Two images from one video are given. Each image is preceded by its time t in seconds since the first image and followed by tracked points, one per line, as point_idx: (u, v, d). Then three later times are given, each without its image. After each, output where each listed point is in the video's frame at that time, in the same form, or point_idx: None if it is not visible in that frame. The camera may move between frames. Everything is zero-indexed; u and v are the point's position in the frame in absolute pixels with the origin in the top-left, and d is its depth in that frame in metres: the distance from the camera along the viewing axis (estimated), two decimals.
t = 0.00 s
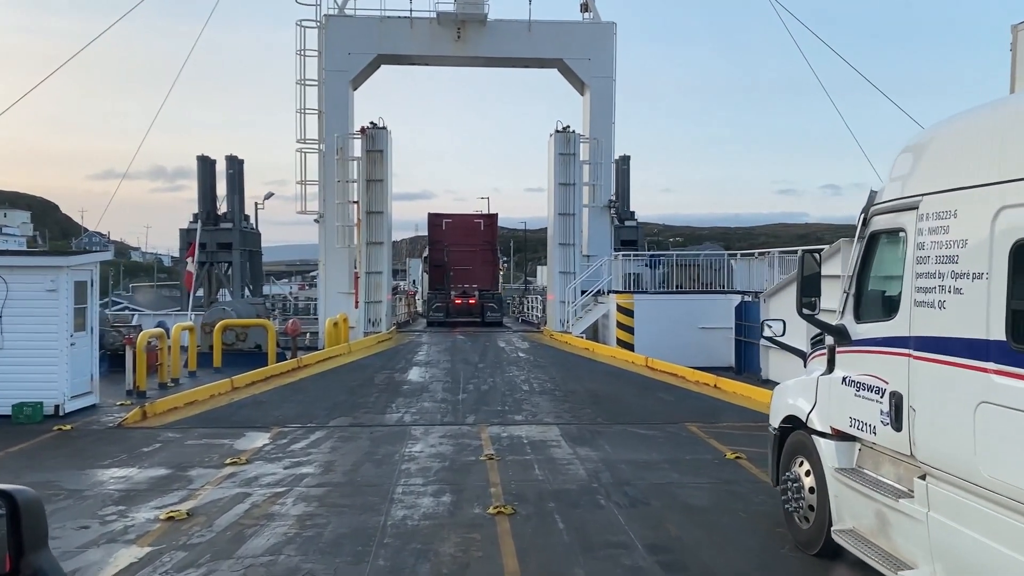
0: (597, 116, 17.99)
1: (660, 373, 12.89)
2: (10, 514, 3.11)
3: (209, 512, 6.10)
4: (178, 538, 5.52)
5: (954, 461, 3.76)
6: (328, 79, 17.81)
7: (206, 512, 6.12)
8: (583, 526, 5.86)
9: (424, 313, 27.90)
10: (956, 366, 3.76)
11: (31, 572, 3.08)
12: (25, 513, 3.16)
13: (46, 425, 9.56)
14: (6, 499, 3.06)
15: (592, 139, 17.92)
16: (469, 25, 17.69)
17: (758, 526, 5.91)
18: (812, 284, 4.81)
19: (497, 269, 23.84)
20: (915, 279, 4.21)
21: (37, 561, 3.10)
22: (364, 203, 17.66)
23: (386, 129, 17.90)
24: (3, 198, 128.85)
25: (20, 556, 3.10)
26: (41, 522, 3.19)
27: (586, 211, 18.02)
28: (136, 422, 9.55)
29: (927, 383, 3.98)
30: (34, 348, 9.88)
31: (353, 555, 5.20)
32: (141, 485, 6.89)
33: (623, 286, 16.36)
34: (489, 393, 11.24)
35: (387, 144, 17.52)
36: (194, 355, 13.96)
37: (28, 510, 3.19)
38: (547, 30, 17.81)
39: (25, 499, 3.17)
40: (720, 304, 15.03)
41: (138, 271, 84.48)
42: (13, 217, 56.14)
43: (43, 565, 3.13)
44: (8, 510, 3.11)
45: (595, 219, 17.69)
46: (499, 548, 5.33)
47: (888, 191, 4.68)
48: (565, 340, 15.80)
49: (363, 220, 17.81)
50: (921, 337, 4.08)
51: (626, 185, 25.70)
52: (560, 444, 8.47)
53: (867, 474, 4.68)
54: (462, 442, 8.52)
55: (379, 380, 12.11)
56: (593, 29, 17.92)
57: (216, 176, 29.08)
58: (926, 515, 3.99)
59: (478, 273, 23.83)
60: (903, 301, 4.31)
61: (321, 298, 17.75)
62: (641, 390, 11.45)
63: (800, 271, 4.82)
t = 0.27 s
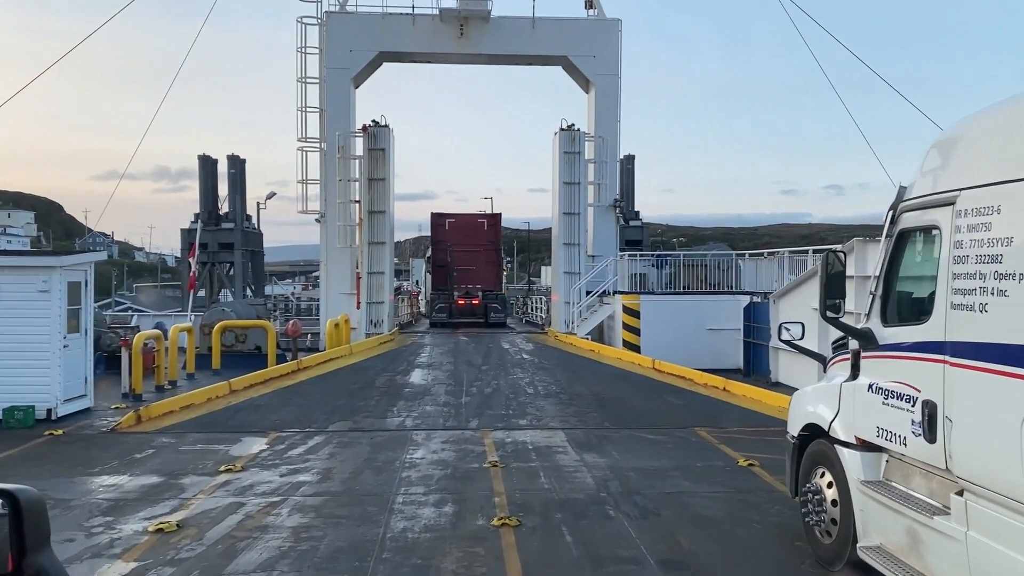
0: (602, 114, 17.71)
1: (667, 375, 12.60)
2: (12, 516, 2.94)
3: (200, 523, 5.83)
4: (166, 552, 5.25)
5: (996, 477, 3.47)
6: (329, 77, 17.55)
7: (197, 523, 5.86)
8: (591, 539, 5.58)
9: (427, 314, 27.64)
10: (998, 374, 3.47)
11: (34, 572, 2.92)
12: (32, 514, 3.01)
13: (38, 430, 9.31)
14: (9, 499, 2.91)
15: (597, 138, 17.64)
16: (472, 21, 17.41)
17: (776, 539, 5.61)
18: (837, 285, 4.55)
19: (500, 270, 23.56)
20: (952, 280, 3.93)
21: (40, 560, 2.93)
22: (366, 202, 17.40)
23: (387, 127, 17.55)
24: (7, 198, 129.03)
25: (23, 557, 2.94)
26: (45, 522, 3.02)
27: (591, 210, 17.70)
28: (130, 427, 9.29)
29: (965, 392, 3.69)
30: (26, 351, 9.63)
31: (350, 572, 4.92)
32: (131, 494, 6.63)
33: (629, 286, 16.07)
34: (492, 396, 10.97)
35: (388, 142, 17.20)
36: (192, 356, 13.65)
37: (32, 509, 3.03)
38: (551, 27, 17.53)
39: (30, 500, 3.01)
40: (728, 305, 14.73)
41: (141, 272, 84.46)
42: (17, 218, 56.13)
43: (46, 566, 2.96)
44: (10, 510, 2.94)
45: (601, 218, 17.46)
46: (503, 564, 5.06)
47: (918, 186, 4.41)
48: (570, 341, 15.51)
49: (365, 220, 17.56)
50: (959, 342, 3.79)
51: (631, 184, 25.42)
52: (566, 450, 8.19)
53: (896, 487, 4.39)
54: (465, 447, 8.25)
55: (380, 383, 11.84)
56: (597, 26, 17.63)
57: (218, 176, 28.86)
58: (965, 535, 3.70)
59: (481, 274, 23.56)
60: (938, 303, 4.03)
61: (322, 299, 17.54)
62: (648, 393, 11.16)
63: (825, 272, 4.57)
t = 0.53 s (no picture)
0: (605, 112, 17.42)
1: (673, 378, 12.31)
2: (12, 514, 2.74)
3: (188, 536, 5.55)
4: (150, 568, 4.97)
5: None
6: (328, 74, 17.25)
7: (184, 536, 5.57)
8: (599, 553, 5.29)
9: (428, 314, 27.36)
10: None
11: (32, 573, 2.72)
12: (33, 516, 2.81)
13: (25, 434, 9.03)
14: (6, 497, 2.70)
15: (601, 135, 17.34)
16: (473, 17, 17.12)
17: (793, 554, 5.32)
18: (863, 285, 4.27)
19: (501, 269, 23.27)
20: (992, 280, 3.64)
21: (38, 560, 2.73)
22: (365, 201, 16.74)
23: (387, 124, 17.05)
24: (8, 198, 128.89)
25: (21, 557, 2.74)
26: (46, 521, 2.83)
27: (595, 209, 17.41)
28: (121, 431, 9.01)
29: (1008, 402, 3.40)
30: (14, 353, 9.35)
31: None
32: (116, 504, 6.34)
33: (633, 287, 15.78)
34: (494, 399, 10.68)
35: (388, 140, 16.74)
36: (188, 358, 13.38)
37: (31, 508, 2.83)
38: (554, 23, 17.23)
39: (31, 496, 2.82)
40: (734, 306, 14.44)
41: (142, 271, 84.27)
42: (17, 217, 55.96)
43: (46, 566, 2.77)
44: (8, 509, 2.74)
45: (603, 217, 17.34)
46: None
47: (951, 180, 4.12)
48: (573, 343, 15.22)
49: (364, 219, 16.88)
50: (1000, 348, 3.50)
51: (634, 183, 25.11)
52: (571, 456, 7.90)
53: (927, 502, 4.10)
54: (465, 454, 7.96)
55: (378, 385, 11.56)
56: (601, 22, 17.33)
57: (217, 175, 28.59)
58: (1008, 557, 3.41)
59: (482, 273, 23.29)
60: (976, 305, 3.75)
61: (321, 299, 17.26)
62: (654, 395, 10.87)
63: (850, 270, 4.30)
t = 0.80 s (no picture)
0: (610, 109, 17.14)
1: (680, 380, 12.02)
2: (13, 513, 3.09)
3: (176, 549, 5.29)
4: None
5: None
6: (329, 70, 17.00)
7: (172, 549, 5.31)
8: (609, 568, 5.01)
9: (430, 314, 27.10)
10: None
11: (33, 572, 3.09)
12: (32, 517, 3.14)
13: (15, 439, 8.77)
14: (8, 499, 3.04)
15: (605, 133, 17.07)
16: (476, 12, 16.85)
17: (815, 569, 5.04)
18: (894, 285, 4.00)
19: (504, 269, 23.00)
20: None
21: (40, 560, 3.11)
22: (365, 200, 16.41)
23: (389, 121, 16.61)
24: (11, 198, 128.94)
25: (24, 555, 3.12)
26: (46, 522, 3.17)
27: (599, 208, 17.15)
28: (113, 436, 8.74)
29: None
30: (4, 355, 9.10)
31: None
32: (104, 514, 6.08)
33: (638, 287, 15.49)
34: (497, 402, 10.40)
35: (389, 138, 16.41)
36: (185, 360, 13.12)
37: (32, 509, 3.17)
38: (558, 18, 16.95)
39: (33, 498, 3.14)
40: (743, 306, 14.16)
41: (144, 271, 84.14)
42: (19, 216, 55.83)
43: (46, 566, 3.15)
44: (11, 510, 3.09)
45: (608, 216, 17.06)
46: None
47: (990, 174, 3.85)
48: (577, 344, 14.93)
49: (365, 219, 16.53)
50: None
51: (638, 181, 24.81)
52: (578, 463, 7.63)
53: (964, 519, 3.82)
54: (468, 460, 7.69)
55: (379, 387, 11.29)
56: (606, 17, 17.04)
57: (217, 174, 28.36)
58: None
59: (485, 273, 23.02)
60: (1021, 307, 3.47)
61: (321, 298, 17.05)
62: (662, 398, 10.59)
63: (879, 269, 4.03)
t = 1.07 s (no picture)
0: (614, 106, 16.85)
1: (686, 383, 11.74)
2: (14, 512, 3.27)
3: (161, 565, 5.00)
4: None
5: None
6: (327, 67, 16.72)
7: (157, 565, 5.03)
8: None
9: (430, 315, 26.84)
10: None
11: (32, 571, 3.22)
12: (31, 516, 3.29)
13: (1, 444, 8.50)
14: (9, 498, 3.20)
15: (609, 130, 16.77)
16: (476, 8, 16.56)
17: None
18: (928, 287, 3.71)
19: (506, 268, 22.70)
20: None
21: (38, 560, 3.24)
22: (365, 199, 16.17)
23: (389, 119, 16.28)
24: (11, 198, 128.89)
25: (24, 556, 3.26)
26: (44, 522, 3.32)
27: (602, 206, 16.87)
28: (102, 442, 8.45)
29: None
30: None
31: None
32: (87, 526, 5.80)
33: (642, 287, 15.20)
34: (499, 406, 10.12)
35: (389, 135, 16.14)
36: (179, 362, 12.79)
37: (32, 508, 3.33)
38: (560, 14, 16.66)
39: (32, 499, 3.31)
40: (750, 307, 13.88)
41: (144, 271, 83.99)
42: (19, 216, 55.78)
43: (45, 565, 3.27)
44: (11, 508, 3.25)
45: (612, 215, 16.80)
46: None
47: None
48: (580, 345, 14.65)
49: (364, 218, 16.31)
50: None
51: (641, 180, 24.49)
52: (583, 470, 7.34)
53: (1007, 540, 3.53)
54: (469, 467, 7.41)
55: (378, 390, 11.01)
56: (609, 13, 16.74)
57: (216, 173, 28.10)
58: None
59: (486, 274, 22.74)
60: None
61: (319, 299, 16.79)
62: (668, 402, 10.31)
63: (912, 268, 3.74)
